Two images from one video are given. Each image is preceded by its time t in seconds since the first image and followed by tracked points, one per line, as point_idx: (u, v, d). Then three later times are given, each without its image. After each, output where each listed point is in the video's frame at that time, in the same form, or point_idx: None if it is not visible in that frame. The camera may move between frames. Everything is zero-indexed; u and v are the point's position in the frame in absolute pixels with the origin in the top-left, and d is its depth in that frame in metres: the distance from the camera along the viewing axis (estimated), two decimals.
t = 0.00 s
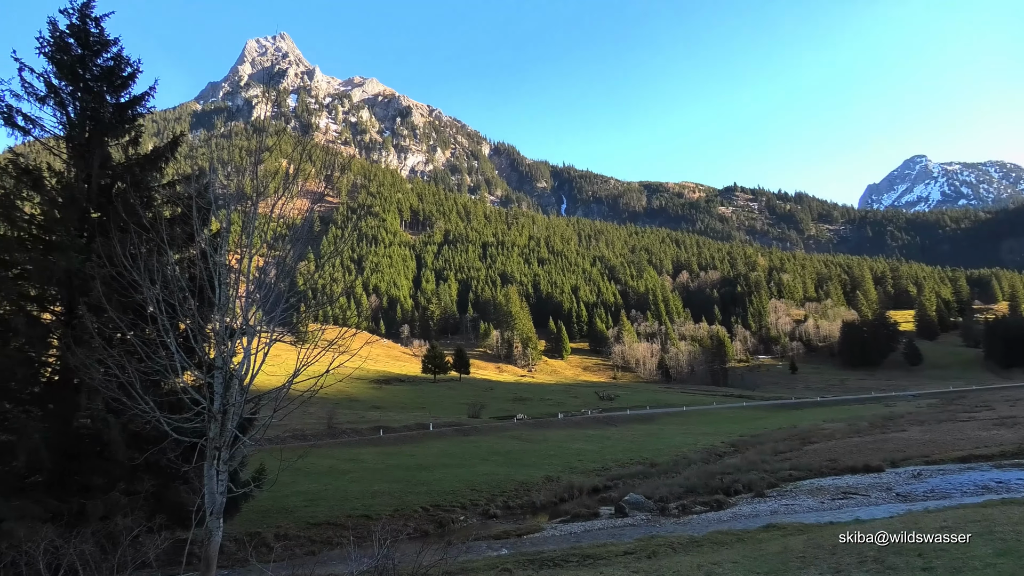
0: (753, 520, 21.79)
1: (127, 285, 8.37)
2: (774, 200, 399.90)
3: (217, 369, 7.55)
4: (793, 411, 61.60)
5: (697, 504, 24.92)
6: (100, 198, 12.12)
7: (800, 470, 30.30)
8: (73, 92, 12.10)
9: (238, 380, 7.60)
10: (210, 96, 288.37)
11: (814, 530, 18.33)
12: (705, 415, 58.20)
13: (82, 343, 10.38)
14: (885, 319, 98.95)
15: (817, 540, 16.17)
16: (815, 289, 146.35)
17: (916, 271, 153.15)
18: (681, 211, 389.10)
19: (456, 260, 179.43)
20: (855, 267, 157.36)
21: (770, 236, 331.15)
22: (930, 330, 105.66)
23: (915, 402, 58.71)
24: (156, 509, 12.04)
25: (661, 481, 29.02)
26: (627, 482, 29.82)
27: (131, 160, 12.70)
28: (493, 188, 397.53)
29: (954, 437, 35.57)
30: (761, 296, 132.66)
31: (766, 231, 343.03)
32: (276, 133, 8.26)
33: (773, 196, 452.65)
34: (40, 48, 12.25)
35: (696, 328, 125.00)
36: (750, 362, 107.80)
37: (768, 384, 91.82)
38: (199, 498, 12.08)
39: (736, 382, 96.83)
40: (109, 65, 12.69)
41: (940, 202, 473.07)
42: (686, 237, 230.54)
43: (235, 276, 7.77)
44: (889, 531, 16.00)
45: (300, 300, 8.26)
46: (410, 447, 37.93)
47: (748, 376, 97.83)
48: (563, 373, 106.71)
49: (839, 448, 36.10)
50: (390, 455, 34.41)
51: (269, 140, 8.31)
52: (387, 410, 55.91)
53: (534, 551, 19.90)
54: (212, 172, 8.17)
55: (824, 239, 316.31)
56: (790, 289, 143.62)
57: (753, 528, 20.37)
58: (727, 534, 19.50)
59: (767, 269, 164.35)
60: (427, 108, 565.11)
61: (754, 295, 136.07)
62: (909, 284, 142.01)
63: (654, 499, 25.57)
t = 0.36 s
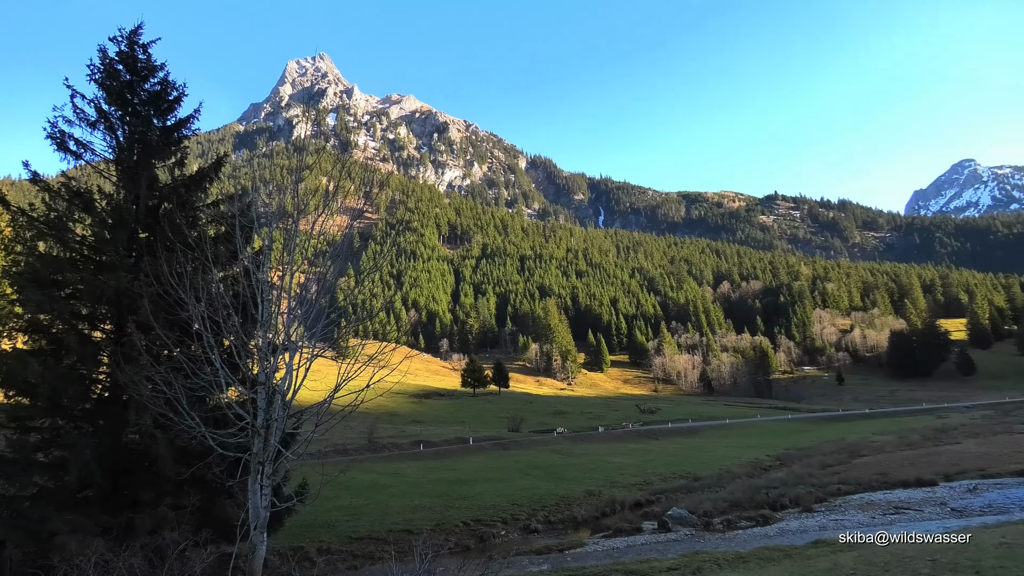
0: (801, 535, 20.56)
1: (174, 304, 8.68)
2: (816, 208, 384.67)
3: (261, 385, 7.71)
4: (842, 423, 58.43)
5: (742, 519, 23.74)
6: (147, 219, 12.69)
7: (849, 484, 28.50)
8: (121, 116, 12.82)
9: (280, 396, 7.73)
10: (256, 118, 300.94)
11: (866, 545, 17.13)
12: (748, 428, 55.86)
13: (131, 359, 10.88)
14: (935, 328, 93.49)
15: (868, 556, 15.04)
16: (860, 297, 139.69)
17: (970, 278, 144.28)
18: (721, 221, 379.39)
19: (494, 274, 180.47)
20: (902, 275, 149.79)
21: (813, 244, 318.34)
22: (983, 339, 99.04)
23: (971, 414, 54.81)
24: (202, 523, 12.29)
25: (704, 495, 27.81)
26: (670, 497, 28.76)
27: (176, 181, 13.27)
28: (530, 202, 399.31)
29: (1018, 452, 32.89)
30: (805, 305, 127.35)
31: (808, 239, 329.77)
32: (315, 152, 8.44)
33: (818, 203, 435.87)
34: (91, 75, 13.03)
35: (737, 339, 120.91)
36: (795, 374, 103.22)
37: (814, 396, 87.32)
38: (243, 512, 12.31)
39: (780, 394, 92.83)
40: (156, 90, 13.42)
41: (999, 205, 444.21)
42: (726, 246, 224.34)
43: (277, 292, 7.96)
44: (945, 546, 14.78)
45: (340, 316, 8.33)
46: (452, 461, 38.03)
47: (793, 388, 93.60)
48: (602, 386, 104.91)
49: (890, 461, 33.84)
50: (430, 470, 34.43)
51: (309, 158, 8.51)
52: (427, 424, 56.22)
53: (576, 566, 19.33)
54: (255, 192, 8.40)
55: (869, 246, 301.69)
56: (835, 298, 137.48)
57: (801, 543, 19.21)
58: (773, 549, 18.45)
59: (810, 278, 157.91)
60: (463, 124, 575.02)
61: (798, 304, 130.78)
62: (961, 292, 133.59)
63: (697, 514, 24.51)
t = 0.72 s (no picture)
0: (847, 548, 19.47)
1: (215, 318, 8.93)
2: (856, 212, 369.93)
3: (298, 397, 7.83)
4: (887, 433, 55.39)
5: (784, 532, 22.67)
6: (189, 235, 13.12)
7: (896, 497, 26.88)
8: (165, 136, 13.49)
9: (319, 407, 7.84)
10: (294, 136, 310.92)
11: (916, 561, 16.03)
12: (788, 439, 53.60)
13: (174, 373, 11.29)
14: (983, 336, 88.66)
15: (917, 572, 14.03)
16: (904, 304, 133.28)
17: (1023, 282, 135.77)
18: (757, 227, 369.09)
19: (528, 285, 180.62)
20: (947, 279, 142.48)
21: (853, 249, 305.86)
22: None
23: None
24: (244, 533, 12.50)
25: (744, 507, 26.69)
26: (710, 509, 27.77)
27: (217, 199, 13.80)
28: (562, 212, 398.74)
29: None
30: (846, 312, 122.19)
31: (848, 245, 316.81)
32: (350, 167, 8.58)
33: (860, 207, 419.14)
34: (136, 98, 13.70)
35: (776, 347, 116.79)
36: (836, 382, 98.66)
37: (856, 405, 83.03)
38: (283, 523, 12.48)
39: (822, 404, 88.95)
40: (197, 110, 14.02)
41: None
42: (763, 253, 217.94)
43: (314, 305, 8.11)
44: (1000, 562, 13.69)
45: (375, 329, 8.39)
46: (488, 472, 37.89)
47: (835, 398, 89.55)
48: (638, 397, 102.70)
49: (939, 472, 31.80)
50: (467, 481, 34.36)
51: (344, 174, 8.69)
52: (463, 436, 56.32)
53: None
54: (292, 208, 8.63)
55: (911, 251, 288.05)
56: (877, 305, 131.56)
57: (847, 557, 18.20)
58: (817, 563, 17.52)
59: (850, 285, 151.60)
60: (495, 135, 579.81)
61: (839, 311, 125.57)
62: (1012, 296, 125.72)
63: (738, 527, 23.51)
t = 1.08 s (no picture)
0: (881, 557, 18.65)
1: (243, 327, 9.10)
2: (886, 214, 358.42)
3: (325, 406, 7.88)
4: (920, 439, 53.12)
5: (815, 540, 21.88)
6: (217, 246, 13.44)
7: (930, 504, 25.67)
8: (194, 149, 13.89)
9: (345, 416, 7.85)
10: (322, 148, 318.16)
11: (952, 571, 15.22)
12: (817, 445, 51.88)
13: (203, 382, 11.52)
14: None
15: None
16: (936, 307, 128.49)
17: None
18: (784, 231, 360.82)
19: (552, 291, 180.27)
20: (981, 282, 137.15)
21: (883, 252, 296.20)
22: None
23: None
24: (272, 540, 12.59)
25: (773, 515, 25.84)
26: (738, 517, 27.02)
27: (244, 210, 14.11)
28: (586, 218, 396.99)
29: None
30: (876, 316, 118.33)
31: (877, 248, 307.16)
32: (375, 177, 8.66)
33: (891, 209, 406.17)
34: (166, 112, 14.16)
35: (805, 352, 113.61)
36: (867, 388, 95.16)
37: (887, 411, 79.88)
38: (311, 530, 12.50)
39: (852, 410, 86.02)
40: (225, 123, 14.44)
41: None
42: (790, 257, 212.81)
43: (339, 314, 8.16)
44: None
45: (400, 336, 8.40)
46: (513, 479, 37.74)
47: (865, 404, 86.48)
48: (664, 403, 101.04)
49: (976, 479, 30.27)
50: (493, 488, 34.28)
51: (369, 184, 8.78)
52: (488, 443, 56.26)
53: None
54: (317, 218, 8.72)
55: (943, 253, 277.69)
56: (909, 309, 127.05)
57: (880, 566, 17.44)
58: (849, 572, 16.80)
59: (880, 288, 146.81)
60: (518, 142, 581.77)
61: (869, 316, 121.66)
62: None
63: (767, 535, 22.75)
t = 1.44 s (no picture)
0: (899, 561, 18.16)
1: (257, 331, 9.15)
2: (902, 216, 351.96)
3: (339, 410, 7.90)
4: (937, 442, 51.87)
5: (832, 544, 21.37)
6: (231, 251, 13.58)
7: (948, 508, 24.98)
8: (207, 155, 14.05)
9: (358, 420, 7.84)
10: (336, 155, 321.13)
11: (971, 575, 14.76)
12: (833, 448, 50.87)
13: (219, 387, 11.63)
14: None
15: None
16: (953, 309, 125.94)
17: None
18: (798, 233, 356.20)
19: (565, 295, 179.84)
20: (998, 282, 134.34)
21: (899, 254, 291.13)
22: None
23: None
24: (287, 545, 12.60)
25: (788, 519, 25.33)
26: (753, 521, 26.52)
27: (257, 215, 14.26)
28: (599, 221, 395.47)
29: None
30: (892, 319, 116.23)
31: (893, 250, 301.94)
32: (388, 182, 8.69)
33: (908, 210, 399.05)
34: (180, 118, 14.34)
35: (820, 355, 111.80)
36: (883, 391, 93.27)
37: (904, 414, 78.18)
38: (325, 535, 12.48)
39: (869, 413, 84.37)
40: (238, 129, 14.62)
41: None
42: (804, 259, 209.83)
43: (353, 318, 8.17)
44: None
45: (413, 341, 8.39)
46: (526, 484, 37.50)
47: (881, 406, 84.80)
48: (679, 407, 99.84)
49: (995, 482, 29.42)
50: (506, 493, 34.13)
51: (381, 188, 8.80)
52: (502, 447, 56.10)
53: None
54: (331, 223, 8.72)
55: (960, 254, 272.44)
56: (925, 311, 124.60)
57: (898, 570, 16.95)
58: None
59: (895, 290, 144.31)
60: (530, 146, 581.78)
61: (884, 318, 119.59)
62: None
63: (782, 539, 22.27)
